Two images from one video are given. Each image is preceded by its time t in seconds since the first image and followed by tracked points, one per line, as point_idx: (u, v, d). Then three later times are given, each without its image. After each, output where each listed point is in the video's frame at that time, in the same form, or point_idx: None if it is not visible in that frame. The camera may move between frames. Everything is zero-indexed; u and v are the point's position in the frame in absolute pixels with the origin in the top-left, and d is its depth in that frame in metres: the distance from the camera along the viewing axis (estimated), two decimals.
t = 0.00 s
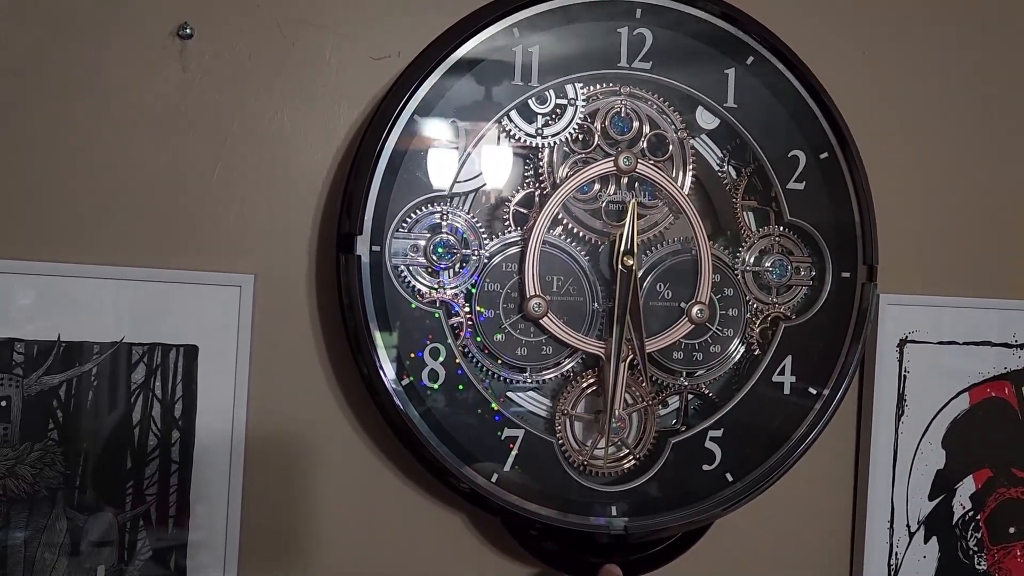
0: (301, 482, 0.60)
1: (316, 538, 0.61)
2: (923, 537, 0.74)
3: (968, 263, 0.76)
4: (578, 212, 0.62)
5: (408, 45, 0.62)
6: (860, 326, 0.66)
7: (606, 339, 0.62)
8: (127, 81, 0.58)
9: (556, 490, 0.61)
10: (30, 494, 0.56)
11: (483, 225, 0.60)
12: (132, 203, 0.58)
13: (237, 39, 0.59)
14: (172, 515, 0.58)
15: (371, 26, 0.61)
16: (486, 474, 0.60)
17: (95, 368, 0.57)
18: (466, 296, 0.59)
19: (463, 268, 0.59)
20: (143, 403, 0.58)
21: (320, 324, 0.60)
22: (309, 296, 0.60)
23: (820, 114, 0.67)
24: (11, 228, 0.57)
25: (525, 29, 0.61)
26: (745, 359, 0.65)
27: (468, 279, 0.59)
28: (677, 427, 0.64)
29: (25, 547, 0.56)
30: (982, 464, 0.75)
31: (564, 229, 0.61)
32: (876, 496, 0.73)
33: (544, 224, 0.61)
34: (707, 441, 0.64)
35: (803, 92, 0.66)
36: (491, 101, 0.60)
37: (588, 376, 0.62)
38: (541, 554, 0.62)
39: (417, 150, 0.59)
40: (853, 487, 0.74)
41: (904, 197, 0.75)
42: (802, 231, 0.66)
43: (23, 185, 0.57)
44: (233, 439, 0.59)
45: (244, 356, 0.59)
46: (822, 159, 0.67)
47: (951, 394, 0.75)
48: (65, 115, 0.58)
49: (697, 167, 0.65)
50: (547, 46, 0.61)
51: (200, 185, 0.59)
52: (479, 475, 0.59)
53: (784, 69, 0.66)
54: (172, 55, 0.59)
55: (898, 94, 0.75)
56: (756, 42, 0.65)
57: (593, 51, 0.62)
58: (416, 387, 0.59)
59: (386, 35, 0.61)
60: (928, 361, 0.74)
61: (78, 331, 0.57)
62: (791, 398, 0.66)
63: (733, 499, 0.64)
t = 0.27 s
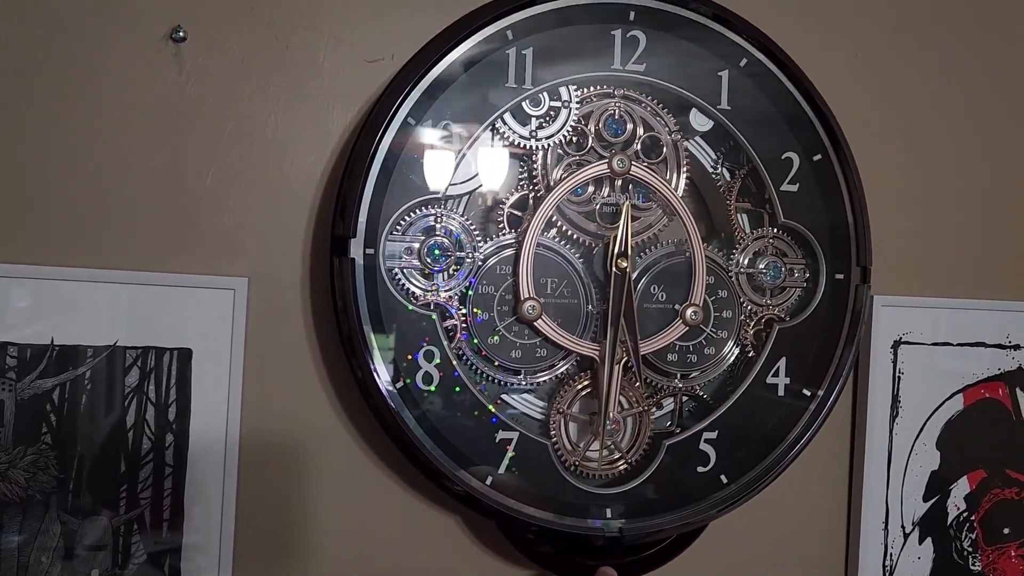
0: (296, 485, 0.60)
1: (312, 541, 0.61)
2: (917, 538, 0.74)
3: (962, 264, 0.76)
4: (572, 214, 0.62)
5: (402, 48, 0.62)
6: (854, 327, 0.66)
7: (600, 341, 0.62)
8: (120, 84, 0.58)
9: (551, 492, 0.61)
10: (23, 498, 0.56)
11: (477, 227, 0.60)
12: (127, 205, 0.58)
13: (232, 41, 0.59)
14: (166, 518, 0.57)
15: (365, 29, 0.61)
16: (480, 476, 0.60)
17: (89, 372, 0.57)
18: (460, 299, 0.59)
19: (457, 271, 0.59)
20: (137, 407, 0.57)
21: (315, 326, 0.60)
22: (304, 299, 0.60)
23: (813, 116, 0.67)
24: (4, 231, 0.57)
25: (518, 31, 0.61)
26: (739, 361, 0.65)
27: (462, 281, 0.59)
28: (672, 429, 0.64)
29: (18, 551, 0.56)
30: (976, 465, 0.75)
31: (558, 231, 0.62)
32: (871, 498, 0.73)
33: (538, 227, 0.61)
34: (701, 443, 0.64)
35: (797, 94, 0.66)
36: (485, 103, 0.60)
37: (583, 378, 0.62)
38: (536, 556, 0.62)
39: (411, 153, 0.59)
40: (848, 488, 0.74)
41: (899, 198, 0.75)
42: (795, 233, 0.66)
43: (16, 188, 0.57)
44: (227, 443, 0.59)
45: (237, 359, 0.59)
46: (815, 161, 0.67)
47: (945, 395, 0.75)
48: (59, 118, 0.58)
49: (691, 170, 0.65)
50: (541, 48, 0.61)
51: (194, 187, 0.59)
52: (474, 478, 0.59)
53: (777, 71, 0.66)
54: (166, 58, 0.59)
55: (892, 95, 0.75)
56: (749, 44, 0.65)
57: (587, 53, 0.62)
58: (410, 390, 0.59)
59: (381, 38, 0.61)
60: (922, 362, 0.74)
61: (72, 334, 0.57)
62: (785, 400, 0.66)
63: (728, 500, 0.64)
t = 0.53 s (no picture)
0: (291, 487, 0.60)
1: (307, 544, 0.60)
2: (913, 539, 0.74)
3: (957, 265, 0.76)
4: (567, 216, 0.62)
5: (396, 49, 0.62)
6: (850, 328, 0.66)
7: (595, 343, 0.62)
8: (112, 85, 0.58)
9: (546, 494, 0.61)
10: (15, 502, 0.56)
11: (471, 229, 0.60)
12: (121, 207, 0.58)
13: (226, 42, 0.59)
14: (160, 522, 0.57)
15: (359, 30, 0.61)
16: (475, 479, 0.60)
17: (81, 375, 0.57)
18: (454, 300, 0.59)
19: (451, 273, 0.59)
20: (129, 410, 0.57)
21: (310, 328, 0.60)
22: (298, 301, 0.60)
23: (808, 117, 0.67)
24: None
25: (512, 32, 0.61)
26: (735, 363, 0.65)
27: (456, 283, 0.59)
28: (667, 431, 0.64)
29: (10, 555, 0.56)
30: (971, 466, 0.75)
31: (552, 233, 0.61)
32: (867, 499, 0.73)
33: (532, 228, 0.60)
34: (697, 445, 0.64)
35: (791, 95, 0.66)
36: (480, 104, 0.60)
37: (577, 380, 0.62)
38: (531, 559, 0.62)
39: (405, 154, 0.59)
40: (844, 489, 0.74)
41: (895, 199, 0.75)
42: (791, 234, 0.66)
43: (8, 190, 0.57)
44: (220, 445, 0.58)
45: (231, 361, 0.58)
46: (810, 162, 0.67)
47: (940, 396, 0.75)
48: (50, 120, 0.57)
49: (686, 171, 0.65)
50: (535, 49, 0.61)
51: (187, 190, 0.59)
52: (469, 480, 0.59)
53: (772, 72, 0.66)
54: (158, 59, 0.58)
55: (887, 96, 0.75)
56: (742, 45, 0.65)
57: (581, 54, 0.62)
58: (404, 392, 0.58)
59: (375, 39, 0.61)
60: (917, 363, 0.74)
61: (64, 337, 0.57)
62: (781, 401, 0.66)
63: (723, 502, 0.64)
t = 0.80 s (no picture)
0: (291, 489, 0.60)
1: (306, 546, 0.61)
2: (910, 540, 0.74)
3: (953, 267, 0.76)
4: (565, 219, 0.62)
5: (394, 53, 0.62)
6: (846, 331, 0.67)
7: (593, 346, 0.62)
8: (112, 90, 0.58)
9: (545, 496, 0.61)
10: (15, 505, 0.56)
11: (470, 232, 0.60)
12: (122, 210, 0.58)
13: (225, 46, 0.59)
14: (160, 524, 0.57)
15: (358, 34, 0.61)
16: (474, 481, 0.60)
17: (81, 378, 0.57)
18: (453, 304, 0.59)
19: (450, 276, 0.59)
20: (129, 413, 0.57)
21: (309, 331, 0.60)
22: (298, 304, 0.60)
23: (805, 121, 0.67)
24: None
25: (510, 37, 0.61)
26: (732, 365, 0.65)
27: (455, 287, 0.60)
28: (665, 433, 0.64)
29: (10, 558, 0.56)
30: (968, 467, 0.76)
31: (550, 236, 0.62)
32: (864, 500, 0.73)
33: (530, 232, 0.61)
34: (694, 447, 0.64)
35: (787, 99, 0.67)
36: (478, 109, 0.60)
37: (576, 383, 0.62)
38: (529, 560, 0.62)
39: (404, 158, 0.59)
40: (841, 491, 0.74)
41: (892, 201, 0.75)
42: (787, 237, 0.67)
43: (8, 194, 0.57)
44: (220, 448, 0.58)
45: (230, 365, 0.59)
46: (806, 166, 0.67)
47: (936, 398, 0.75)
48: (50, 124, 0.58)
49: (683, 174, 0.65)
50: (533, 53, 0.62)
51: (187, 193, 0.59)
52: (467, 483, 0.60)
53: (768, 76, 0.66)
54: (157, 64, 0.59)
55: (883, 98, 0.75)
56: (739, 49, 0.65)
57: (578, 59, 0.62)
58: (403, 395, 0.59)
59: (374, 43, 0.62)
60: (914, 365, 0.75)
61: (64, 341, 0.57)
62: (778, 403, 0.66)
63: (721, 504, 0.64)
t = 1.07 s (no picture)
0: (288, 486, 0.60)
1: (304, 543, 0.60)
2: (906, 536, 0.75)
3: (950, 263, 0.77)
4: (562, 215, 0.62)
5: (391, 49, 0.62)
6: (843, 327, 0.67)
7: (590, 342, 0.62)
8: (108, 86, 0.58)
9: (542, 492, 0.61)
10: (12, 502, 0.56)
11: (467, 228, 0.60)
12: (118, 206, 0.58)
13: (222, 42, 0.59)
14: (157, 521, 0.57)
15: (355, 30, 0.61)
16: (471, 477, 0.60)
17: (78, 375, 0.57)
18: (450, 300, 0.60)
19: (447, 273, 0.59)
20: (126, 410, 0.57)
21: (307, 327, 0.60)
22: (295, 301, 0.60)
23: (801, 117, 0.67)
24: None
25: (507, 33, 0.61)
26: (728, 361, 0.65)
27: (453, 283, 0.60)
28: (662, 429, 0.64)
29: (7, 556, 0.56)
30: (963, 463, 0.76)
31: (548, 232, 0.62)
32: (860, 496, 0.74)
33: (527, 228, 0.61)
34: (691, 443, 0.64)
35: (784, 95, 0.67)
36: (475, 105, 0.60)
37: (573, 379, 0.62)
38: (527, 557, 0.62)
39: (401, 154, 0.59)
40: (838, 487, 0.74)
41: (889, 198, 0.75)
42: (784, 233, 0.67)
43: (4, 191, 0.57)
44: (217, 445, 0.58)
45: (227, 361, 0.59)
46: (803, 162, 0.67)
47: (933, 393, 0.75)
48: (46, 121, 0.57)
49: (680, 171, 0.65)
50: (530, 49, 0.61)
51: (183, 190, 0.59)
52: (465, 479, 0.60)
53: (765, 72, 0.66)
54: (153, 59, 0.58)
55: (881, 95, 0.75)
56: (736, 45, 0.65)
57: (575, 55, 0.62)
58: (401, 391, 0.59)
59: (371, 39, 0.61)
60: (910, 361, 0.75)
61: (61, 338, 0.57)
62: (775, 399, 0.66)
63: (718, 500, 0.64)
